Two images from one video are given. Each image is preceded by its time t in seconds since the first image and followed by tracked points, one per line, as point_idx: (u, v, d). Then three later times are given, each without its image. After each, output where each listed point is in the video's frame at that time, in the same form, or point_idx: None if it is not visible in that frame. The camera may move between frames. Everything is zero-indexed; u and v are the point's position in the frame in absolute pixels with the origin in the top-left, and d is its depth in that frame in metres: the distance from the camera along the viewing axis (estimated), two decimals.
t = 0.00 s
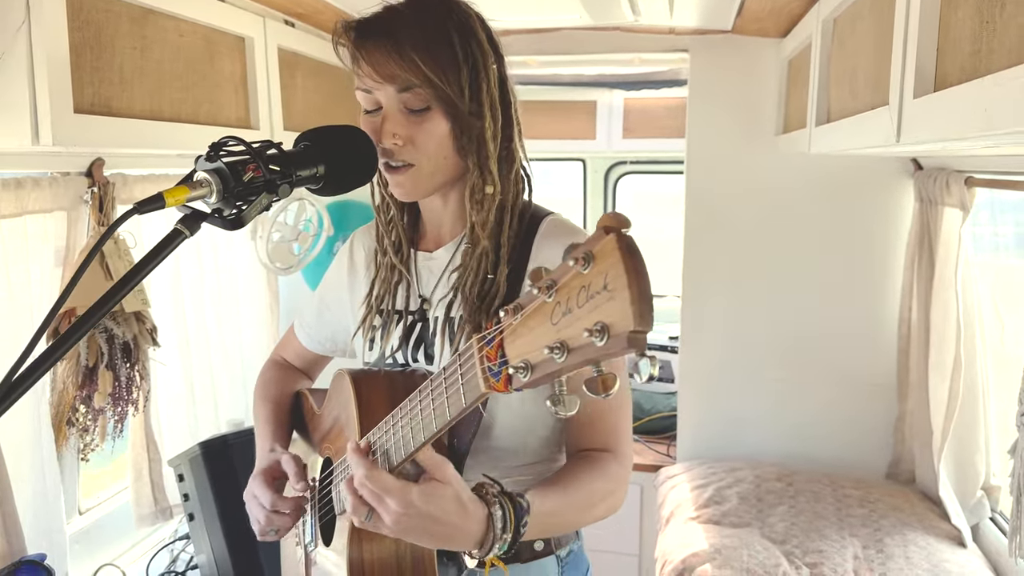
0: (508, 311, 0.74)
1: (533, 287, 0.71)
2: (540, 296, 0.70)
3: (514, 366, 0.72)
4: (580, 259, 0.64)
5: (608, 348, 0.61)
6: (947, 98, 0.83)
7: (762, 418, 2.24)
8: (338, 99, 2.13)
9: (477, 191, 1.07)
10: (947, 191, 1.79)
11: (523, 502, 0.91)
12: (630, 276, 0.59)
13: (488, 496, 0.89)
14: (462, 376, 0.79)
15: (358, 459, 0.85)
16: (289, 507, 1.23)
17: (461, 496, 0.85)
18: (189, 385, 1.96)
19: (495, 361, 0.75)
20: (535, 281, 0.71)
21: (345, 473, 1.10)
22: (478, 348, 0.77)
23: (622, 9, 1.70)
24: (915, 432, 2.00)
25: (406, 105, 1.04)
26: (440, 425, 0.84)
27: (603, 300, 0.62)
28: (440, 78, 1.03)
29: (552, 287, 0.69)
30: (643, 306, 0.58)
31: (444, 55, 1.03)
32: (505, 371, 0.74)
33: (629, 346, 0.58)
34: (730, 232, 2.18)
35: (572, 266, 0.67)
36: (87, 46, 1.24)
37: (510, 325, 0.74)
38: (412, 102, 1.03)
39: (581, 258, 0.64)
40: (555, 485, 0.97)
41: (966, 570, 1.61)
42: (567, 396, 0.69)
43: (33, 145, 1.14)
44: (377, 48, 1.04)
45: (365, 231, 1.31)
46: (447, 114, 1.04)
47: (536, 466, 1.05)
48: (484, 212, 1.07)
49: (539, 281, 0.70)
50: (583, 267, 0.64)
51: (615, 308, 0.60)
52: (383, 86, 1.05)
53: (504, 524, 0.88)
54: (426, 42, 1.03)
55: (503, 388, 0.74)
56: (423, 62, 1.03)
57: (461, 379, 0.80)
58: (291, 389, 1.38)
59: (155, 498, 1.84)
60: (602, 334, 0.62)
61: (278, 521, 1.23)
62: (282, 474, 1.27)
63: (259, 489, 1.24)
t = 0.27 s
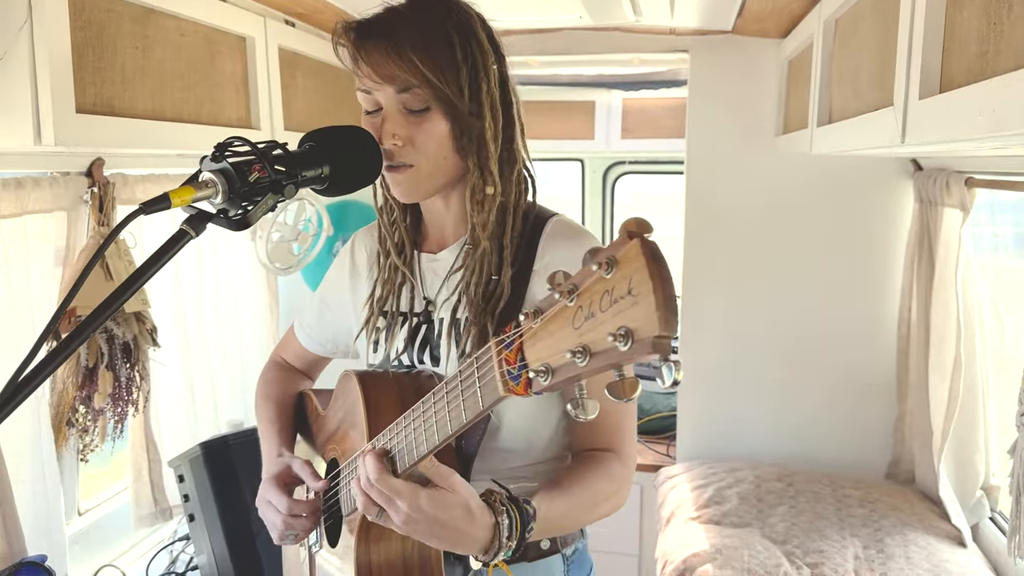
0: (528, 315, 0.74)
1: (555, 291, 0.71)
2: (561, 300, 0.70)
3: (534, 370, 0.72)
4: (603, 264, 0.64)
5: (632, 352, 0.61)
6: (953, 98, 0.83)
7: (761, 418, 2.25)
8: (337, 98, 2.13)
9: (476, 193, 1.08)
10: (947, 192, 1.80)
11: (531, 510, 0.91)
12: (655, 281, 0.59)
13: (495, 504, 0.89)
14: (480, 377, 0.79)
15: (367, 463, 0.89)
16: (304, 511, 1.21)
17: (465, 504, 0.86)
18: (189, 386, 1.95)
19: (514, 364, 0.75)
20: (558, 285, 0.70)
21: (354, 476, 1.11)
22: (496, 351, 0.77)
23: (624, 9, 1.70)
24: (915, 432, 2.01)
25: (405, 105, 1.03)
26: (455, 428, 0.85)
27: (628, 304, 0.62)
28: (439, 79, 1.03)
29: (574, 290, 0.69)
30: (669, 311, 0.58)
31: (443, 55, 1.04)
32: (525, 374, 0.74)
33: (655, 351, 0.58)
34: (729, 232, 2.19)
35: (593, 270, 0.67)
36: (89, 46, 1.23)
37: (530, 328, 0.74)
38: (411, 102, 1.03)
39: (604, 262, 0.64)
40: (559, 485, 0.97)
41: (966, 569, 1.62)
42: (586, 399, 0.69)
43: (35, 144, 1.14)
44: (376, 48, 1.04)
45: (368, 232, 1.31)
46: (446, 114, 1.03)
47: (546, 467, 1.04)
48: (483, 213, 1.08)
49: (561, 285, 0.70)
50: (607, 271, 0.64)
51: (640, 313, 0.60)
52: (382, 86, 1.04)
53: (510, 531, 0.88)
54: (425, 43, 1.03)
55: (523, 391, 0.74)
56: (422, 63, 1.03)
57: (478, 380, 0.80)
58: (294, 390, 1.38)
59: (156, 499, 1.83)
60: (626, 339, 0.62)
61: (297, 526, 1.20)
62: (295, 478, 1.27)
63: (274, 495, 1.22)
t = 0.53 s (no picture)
0: (538, 313, 0.73)
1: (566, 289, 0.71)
2: (572, 298, 0.70)
3: (545, 367, 0.73)
4: (615, 261, 0.64)
5: (643, 349, 0.61)
6: (959, 99, 0.83)
7: (760, 417, 2.25)
8: (337, 98, 2.13)
9: (475, 190, 1.08)
10: (946, 192, 1.80)
11: (534, 505, 0.91)
12: (667, 278, 0.59)
13: (498, 496, 0.89)
14: (489, 372, 0.79)
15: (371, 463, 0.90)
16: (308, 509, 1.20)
17: (468, 499, 0.86)
18: (188, 386, 1.95)
19: (524, 362, 0.75)
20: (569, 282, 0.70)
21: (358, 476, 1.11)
22: (506, 349, 0.77)
23: (625, 8, 1.70)
24: (914, 432, 2.01)
25: (403, 103, 1.03)
26: (463, 424, 0.84)
27: (640, 302, 0.62)
28: (438, 76, 1.03)
29: (585, 288, 0.69)
30: (681, 308, 0.58)
31: (442, 54, 1.04)
32: (535, 372, 0.74)
33: (667, 349, 0.58)
34: (728, 232, 2.19)
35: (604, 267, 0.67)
36: (91, 45, 1.23)
37: (540, 326, 0.74)
38: (409, 99, 1.03)
39: (616, 259, 0.64)
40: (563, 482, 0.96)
41: (966, 568, 1.62)
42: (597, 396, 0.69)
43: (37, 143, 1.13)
44: (374, 47, 1.04)
45: (369, 232, 1.30)
46: (444, 112, 1.03)
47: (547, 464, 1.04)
48: (481, 211, 1.08)
49: (572, 282, 0.70)
50: (619, 269, 0.64)
51: (653, 310, 0.60)
52: (380, 84, 1.04)
53: (513, 525, 0.88)
54: (424, 41, 1.03)
55: (533, 389, 0.75)
56: (420, 61, 1.02)
57: (487, 375, 0.79)
58: (297, 391, 1.38)
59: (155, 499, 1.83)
60: (638, 336, 0.62)
61: (301, 522, 1.20)
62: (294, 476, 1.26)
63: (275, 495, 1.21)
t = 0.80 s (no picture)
0: (539, 312, 0.73)
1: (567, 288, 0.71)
2: (573, 297, 0.70)
3: (546, 367, 0.72)
4: (618, 260, 0.64)
5: (647, 349, 0.61)
6: (964, 99, 0.83)
7: (757, 416, 2.26)
8: (335, 97, 2.13)
9: (473, 186, 1.07)
10: (944, 191, 1.81)
11: (538, 515, 0.89)
12: (671, 275, 0.58)
13: (502, 509, 0.88)
14: (490, 372, 0.79)
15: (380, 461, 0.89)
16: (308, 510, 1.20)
17: (472, 510, 0.84)
18: (186, 386, 1.94)
19: (526, 362, 0.74)
20: (570, 281, 0.70)
21: (360, 475, 1.10)
22: (507, 349, 0.76)
23: (625, 7, 1.70)
24: (912, 431, 2.02)
25: (399, 98, 1.02)
26: (464, 422, 0.84)
27: (644, 300, 0.61)
28: (433, 69, 1.03)
29: (586, 287, 0.69)
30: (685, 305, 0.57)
31: (437, 49, 1.04)
32: (537, 372, 0.74)
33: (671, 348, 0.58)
34: (724, 232, 2.20)
35: (606, 267, 0.67)
36: (92, 42, 1.22)
37: (541, 325, 0.74)
38: (405, 94, 1.03)
39: (619, 258, 0.64)
40: (565, 489, 0.95)
41: (964, 566, 1.63)
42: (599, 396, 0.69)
43: (39, 141, 1.13)
44: (369, 45, 1.04)
45: (371, 231, 1.30)
46: (441, 104, 1.02)
47: (543, 467, 1.05)
48: (483, 206, 1.07)
49: (573, 281, 0.70)
50: (621, 267, 0.64)
51: (657, 309, 0.60)
52: (376, 80, 1.04)
53: (516, 540, 0.87)
54: (419, 37, 1.03)
55: (535, 388, 0.74)
56: (416, 55, 1.02)
57: (488, 376, 0.79)
58: (297, 390, 1.38)
59: (153, 499, 1.82)
60: (640, 335, 0.61)
61: (299, 524, 1.20)
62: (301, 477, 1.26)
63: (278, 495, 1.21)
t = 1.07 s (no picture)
0: (536, 310, 0.72)
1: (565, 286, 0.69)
2: (571, 295, 0.69)
3: (542, 366, 0.70)
4: (614, 257, 0.62)
5: (642, 347, 0.59)
6: (968, 98, 0.83)
7: (755, 416, 2.26)
8: (333, 96, 2.12)
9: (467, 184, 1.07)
10: (942, 191, 1.81)
11: (539, 522, 0.89)
12: (666, 273, 0.56)
13: (507, 516, 0.88)
14: (487, 370, 0.78)
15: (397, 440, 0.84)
16: (311, 509, 1.19)
17: (478, 513, 0.83)
18: (181, 386, 1.93)
19: (521, 360, 0.73)
20: (567, 279, 0.69)
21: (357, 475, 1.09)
22: (504, 347, 0.75)
23: (623, 6, 1.70)
24: (908, 429, 2.02)
25: (391, 97, 1.02)
26: (461, 422, 0.84)
27: (640, 298, 0.59)
28: (424, 68, 1.02)
29: (584, 285, 0.67)
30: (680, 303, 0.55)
31: (427, 46, 1.02)
32: (533, 370, 0.72)
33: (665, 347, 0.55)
34: (720, 232, 2.20)
35: (603, 264, 0.65)
36: (90, 40, 1.21)
37: (538, 324, 0.72)
38: (396, 92, 1.02)
39: (615, 255, 0.62)
40: (562, 493, 0.94)
41: (963, 564, 1.63)
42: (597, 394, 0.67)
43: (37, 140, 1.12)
44: (360, 43, 1.03)
45: (370, 230, 1.30)
46: (432, 103, 1.01)
47: (541, 467, 1.06)
48: (477, 204, 1.07)
49: (569, 279, 0.69)
50: (618, 265, 0.62)
51: (652, 307, 0.57)
52: (368, 79, 1.03)
53: (516, 545, 0.87)
54: (410, 35, 1.02)
55: (531, 387, 0.73)
56: (407, 54, 1.01)
57: (484, 375, 0.79)
58: (295, 391, 1.37)
59: (150, 499, 1.81)
60: (637, 334, 0.59)
61: (302, 525, 1.18)
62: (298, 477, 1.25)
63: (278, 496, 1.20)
